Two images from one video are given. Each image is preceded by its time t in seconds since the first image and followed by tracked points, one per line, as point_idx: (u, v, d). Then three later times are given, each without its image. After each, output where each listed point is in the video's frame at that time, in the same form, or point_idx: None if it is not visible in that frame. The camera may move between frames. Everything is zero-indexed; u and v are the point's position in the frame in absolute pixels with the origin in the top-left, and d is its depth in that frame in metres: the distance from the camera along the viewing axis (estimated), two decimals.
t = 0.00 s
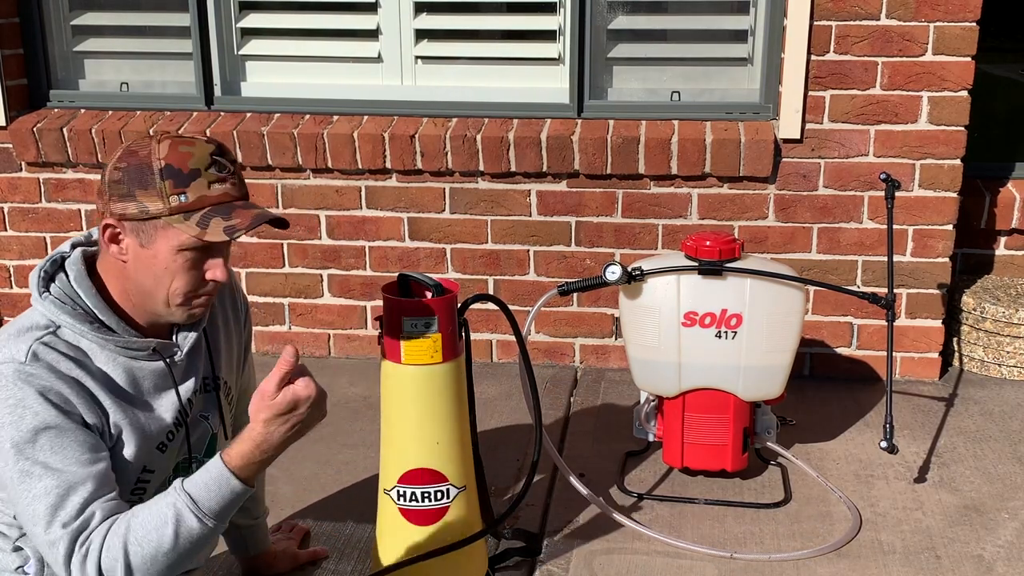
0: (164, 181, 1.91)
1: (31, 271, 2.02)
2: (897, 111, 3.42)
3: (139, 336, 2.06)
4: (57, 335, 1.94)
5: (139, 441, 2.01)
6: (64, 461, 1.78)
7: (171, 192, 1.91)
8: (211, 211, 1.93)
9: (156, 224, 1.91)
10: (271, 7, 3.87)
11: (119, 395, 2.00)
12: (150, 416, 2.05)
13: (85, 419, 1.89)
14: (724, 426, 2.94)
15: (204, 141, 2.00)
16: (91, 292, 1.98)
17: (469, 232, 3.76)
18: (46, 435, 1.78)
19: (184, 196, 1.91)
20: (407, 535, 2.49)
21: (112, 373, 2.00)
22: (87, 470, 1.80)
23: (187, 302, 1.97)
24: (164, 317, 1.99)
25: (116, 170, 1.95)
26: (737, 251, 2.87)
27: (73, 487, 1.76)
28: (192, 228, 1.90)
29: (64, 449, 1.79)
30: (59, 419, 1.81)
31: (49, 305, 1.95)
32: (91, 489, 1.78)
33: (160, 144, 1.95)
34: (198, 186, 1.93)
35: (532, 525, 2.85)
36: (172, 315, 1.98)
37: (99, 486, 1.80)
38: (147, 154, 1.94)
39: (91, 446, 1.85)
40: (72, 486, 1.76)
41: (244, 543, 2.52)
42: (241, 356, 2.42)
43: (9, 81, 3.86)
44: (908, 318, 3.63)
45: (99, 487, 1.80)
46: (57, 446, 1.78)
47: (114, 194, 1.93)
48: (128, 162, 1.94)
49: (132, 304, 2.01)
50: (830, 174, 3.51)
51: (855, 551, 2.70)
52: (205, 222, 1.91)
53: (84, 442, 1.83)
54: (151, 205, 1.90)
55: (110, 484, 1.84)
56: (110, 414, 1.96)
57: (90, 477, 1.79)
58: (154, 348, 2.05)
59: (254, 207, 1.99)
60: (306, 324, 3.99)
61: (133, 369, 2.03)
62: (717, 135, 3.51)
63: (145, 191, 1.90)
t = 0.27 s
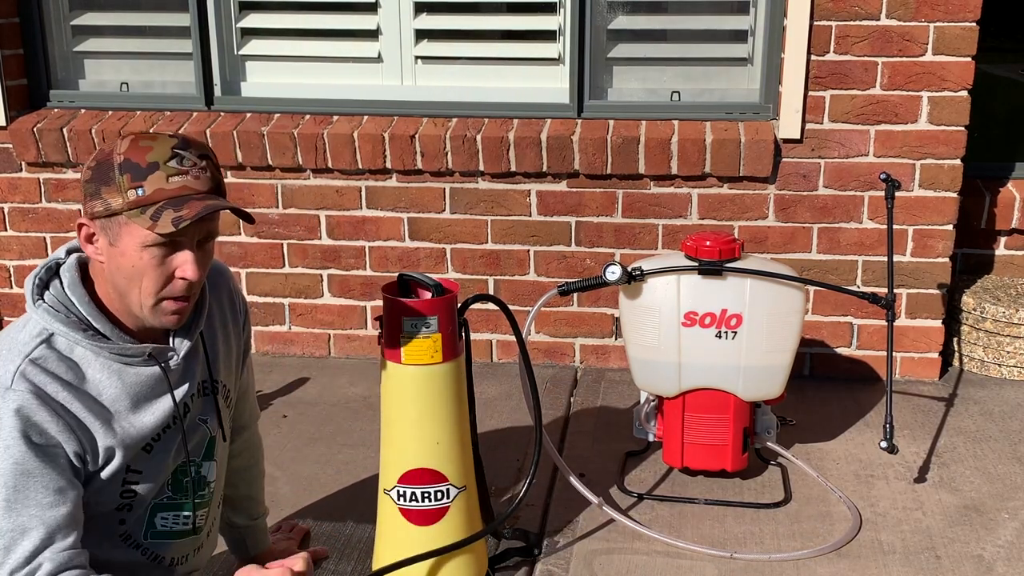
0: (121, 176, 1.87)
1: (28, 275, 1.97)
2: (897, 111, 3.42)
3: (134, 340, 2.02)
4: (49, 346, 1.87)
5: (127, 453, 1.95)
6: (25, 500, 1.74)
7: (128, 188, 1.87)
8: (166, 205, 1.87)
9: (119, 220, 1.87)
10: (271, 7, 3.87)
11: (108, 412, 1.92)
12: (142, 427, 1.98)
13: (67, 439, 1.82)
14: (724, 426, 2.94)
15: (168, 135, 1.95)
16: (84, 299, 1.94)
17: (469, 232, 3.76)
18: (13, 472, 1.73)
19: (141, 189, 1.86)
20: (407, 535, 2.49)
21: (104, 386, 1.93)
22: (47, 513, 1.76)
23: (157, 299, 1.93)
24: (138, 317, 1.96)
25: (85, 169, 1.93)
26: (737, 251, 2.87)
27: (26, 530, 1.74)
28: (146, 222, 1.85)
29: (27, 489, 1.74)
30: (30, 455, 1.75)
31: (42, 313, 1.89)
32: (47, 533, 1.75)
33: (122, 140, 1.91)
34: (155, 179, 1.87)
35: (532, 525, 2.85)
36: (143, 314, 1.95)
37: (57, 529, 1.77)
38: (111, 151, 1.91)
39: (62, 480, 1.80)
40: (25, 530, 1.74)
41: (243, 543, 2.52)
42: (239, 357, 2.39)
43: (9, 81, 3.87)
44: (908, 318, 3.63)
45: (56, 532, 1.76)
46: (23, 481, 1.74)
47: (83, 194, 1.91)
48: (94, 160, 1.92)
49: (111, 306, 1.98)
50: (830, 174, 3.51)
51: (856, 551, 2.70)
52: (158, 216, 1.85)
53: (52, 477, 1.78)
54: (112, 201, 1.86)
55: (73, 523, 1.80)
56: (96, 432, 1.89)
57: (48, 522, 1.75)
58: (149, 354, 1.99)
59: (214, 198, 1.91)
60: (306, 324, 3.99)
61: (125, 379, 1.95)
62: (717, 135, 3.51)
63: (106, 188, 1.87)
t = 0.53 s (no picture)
0: (100, 170, 1.88)
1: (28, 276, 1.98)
2: (897, 111, 3.42)
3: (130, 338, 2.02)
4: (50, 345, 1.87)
5: (128, 455, 1.94)
6: (29, 497, 1.73)
7: (106, 181, 1.87)
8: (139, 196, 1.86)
9: (101, 215, 1.89)
10: (271, 7, 3.87)
11: (108, 413, 1.92)
12: (143, 429, 1.97)
13: (69, 438, 1.82)
14: (724, 426, 2.94)
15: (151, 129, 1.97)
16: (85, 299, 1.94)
17: (469, 232, 3.76)
18: (16, 469, 1.72)
19: (117, 181, 1.86)
20: (407, 535, 2.49)
21: (104, 387, 1.93)
22: (51, 510, 1.75)
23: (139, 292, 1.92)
24: (127, 312, 1.96)
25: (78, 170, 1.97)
26: (737, 251, 2.87)
27: (32, 528, 1.73)
28: (120, 213, 1.85)
29: (31, 486, 1.74)
30: (33, 452, 1.75)
31: (43, 313, 1.89)
32: (52, 530, 1.74)
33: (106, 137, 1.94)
34: (130, 170, 1.87)
35: (532, 525, 2.85)
36: (128, 308, 1.95)
37: (62, 526, 1.75)
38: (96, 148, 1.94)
39: (64, 478, 1.79)
40: (29, 527, 1.72)
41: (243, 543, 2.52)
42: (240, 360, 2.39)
43: (9, 81, 3.87)
44: (908, 318, 3.63)
45: (61, 529, 1.75)
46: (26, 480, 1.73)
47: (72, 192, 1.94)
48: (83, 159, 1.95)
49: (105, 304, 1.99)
50: (830, 174, 3.51)
51: (855, 551, 2.70)
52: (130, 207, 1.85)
53: (55, 475, 1.77)
54: (93, 196, 1.88)
55: (77, 522, 1.79)
56: (97, 433, 1.88)
57: (52, 518, 1.74)
58: (150, 355, 1.99)
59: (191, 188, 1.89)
60: (306, 324, 3.99)
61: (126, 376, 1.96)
62: (717, 135, 3.51)
63: (88, 184, 1.89)
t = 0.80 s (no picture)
0: (99, 166, 1.89)
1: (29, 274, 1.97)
2: (897, 111, 3.42)
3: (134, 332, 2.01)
4: (52, 345, 1.87)
5: (129, 455, 1.94)
6: (30, 496, 1.74)
7: (104, 177, 1.88)
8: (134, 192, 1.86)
9: (98, 211, 1.89)
10: (271, 7, 3.87)
11: (109, 412, 1.92)
12: (144, 428, 1.97)
13: (70, 438, 1.82)
14: (724, 426, 2.94)
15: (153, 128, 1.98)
16: (86, 299, 1.94)
17: (469, 232, 3.76)
18: (17, 469, 1.73)
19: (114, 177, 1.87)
20: (407, 535, 2.49)
21: (105, 386, 1.92)
22: (51, 509, 1.75)
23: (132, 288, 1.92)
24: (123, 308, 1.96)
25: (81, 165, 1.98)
26: (737, 251, 2.87)
27: (32, 526, 1.73)
28: (116, 209, 1.85)
29: (31, 485, 1.74)
30: (34, 451, 1.75)
31: (45, 312, 1.89)
32: (52, 529, 1.74)
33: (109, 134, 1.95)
34: (127, 167, 1.87)
35: (533, 525, 2.85)
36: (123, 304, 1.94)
37: (62, 525, 1.76)
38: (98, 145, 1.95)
39: (65, 478, 1.79)
40: (30, 526, 1.73)
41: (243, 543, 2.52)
42: (242, 361, 2.39)
43: (9, 81, 3.87)
44: (908, 318, 3.63)
45: (61, 528, 1.75)
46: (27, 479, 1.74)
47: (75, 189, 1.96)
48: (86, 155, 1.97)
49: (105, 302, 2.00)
50: (830, 174, 3.51)
51: (856, 550, 2.70)
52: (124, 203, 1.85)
53: (56, 474, 1.77)
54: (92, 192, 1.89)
55: (78, 521, 1.79)
56: (98, 432, 1.88)
57: (52, 517, 1.75)
58: (151, 355, 1.99)
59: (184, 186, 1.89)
60: (306, 324, 3.99)
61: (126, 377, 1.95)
62: (717, 135, 3.51)
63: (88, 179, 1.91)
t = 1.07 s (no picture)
0: (106, 170, 1.88)
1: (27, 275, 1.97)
2: (897, 111, 3.42)
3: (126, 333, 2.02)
4: (52, 346, 1.88)
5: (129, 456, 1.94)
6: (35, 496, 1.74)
7: (112, 181, 1.87)
8: (146, 195, 1.86)
9: (105, 215, 1.88)
10: (271, 7, 3.87)
11: (110, 413, 1.92)
12: (144, 428, 1.97)
13: (72, 438, 1.82)
14: (723, 426, 2.94)
15: (157, 129, 1.97)
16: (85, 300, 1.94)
17: (469, 232, 3.76)
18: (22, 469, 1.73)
19: (125, 182, 1.87)
20: (407, 535, 2.49)
21: (105, 387, 1.93)
22: (57, 508, 1.75)
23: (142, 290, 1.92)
24: (130, 311, 1.96)
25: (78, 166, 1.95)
26: (737, 251, 2.87)
27: (39, 526, 1.73)
28: (129, 214, 1.85)
29: (36, 484, 1.74)
30: (38, 451, 1.75)
31: (44, 313, 1.89)
32: (59, 528, 1.74)
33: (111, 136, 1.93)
34: (138, 171, 1.87)
35: (533, 525, 2.85)
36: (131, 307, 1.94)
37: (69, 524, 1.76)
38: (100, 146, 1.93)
39: (69, 477, 1.79)
40: (36, 525, 1.73)
41: (243, 543, 2.52)
42: (241, 361, 2.39)
43: (9, 81, 3.87)
44: (908, 318, 3.63)
45: (67, 527, 1.75)
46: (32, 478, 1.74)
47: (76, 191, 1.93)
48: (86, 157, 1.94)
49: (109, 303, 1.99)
50: (830, 174, 3.51)
51: (855, 550, 2.70)
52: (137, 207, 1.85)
53: (60, 473, 1.77)
54: (99, 196, 1.88)
55: (83, 520, 1.79)
56: (99, 432, 1.88)
57: (59, 516, 1.75)
58: (151, 355, 1.99)
59: (196, 191, 1.90)
60: (306, 324, 3.99)
61: (126, 377, 1.96)
62: (717, 135, 3.51)
63: (93, 183, 1.89)
